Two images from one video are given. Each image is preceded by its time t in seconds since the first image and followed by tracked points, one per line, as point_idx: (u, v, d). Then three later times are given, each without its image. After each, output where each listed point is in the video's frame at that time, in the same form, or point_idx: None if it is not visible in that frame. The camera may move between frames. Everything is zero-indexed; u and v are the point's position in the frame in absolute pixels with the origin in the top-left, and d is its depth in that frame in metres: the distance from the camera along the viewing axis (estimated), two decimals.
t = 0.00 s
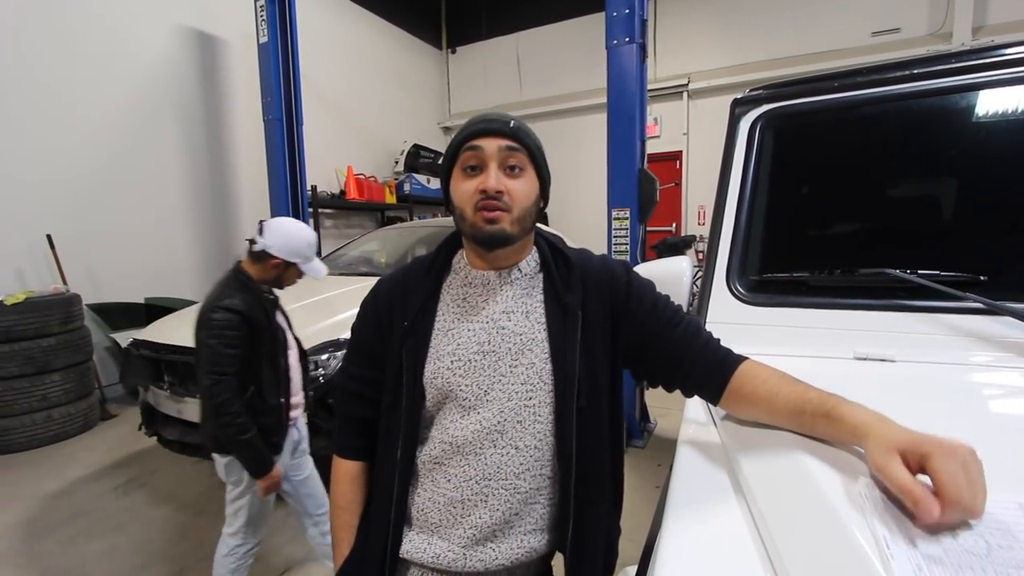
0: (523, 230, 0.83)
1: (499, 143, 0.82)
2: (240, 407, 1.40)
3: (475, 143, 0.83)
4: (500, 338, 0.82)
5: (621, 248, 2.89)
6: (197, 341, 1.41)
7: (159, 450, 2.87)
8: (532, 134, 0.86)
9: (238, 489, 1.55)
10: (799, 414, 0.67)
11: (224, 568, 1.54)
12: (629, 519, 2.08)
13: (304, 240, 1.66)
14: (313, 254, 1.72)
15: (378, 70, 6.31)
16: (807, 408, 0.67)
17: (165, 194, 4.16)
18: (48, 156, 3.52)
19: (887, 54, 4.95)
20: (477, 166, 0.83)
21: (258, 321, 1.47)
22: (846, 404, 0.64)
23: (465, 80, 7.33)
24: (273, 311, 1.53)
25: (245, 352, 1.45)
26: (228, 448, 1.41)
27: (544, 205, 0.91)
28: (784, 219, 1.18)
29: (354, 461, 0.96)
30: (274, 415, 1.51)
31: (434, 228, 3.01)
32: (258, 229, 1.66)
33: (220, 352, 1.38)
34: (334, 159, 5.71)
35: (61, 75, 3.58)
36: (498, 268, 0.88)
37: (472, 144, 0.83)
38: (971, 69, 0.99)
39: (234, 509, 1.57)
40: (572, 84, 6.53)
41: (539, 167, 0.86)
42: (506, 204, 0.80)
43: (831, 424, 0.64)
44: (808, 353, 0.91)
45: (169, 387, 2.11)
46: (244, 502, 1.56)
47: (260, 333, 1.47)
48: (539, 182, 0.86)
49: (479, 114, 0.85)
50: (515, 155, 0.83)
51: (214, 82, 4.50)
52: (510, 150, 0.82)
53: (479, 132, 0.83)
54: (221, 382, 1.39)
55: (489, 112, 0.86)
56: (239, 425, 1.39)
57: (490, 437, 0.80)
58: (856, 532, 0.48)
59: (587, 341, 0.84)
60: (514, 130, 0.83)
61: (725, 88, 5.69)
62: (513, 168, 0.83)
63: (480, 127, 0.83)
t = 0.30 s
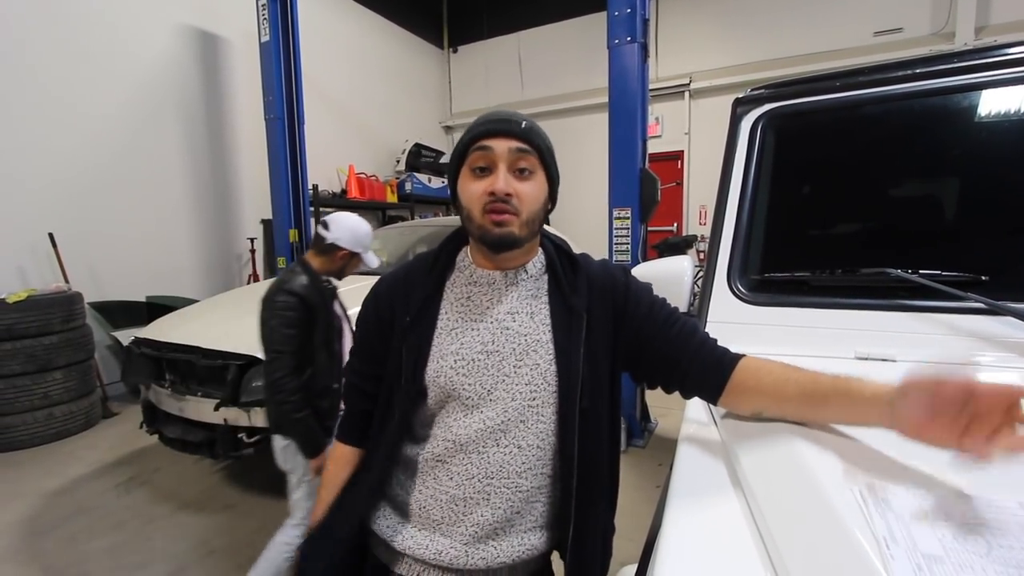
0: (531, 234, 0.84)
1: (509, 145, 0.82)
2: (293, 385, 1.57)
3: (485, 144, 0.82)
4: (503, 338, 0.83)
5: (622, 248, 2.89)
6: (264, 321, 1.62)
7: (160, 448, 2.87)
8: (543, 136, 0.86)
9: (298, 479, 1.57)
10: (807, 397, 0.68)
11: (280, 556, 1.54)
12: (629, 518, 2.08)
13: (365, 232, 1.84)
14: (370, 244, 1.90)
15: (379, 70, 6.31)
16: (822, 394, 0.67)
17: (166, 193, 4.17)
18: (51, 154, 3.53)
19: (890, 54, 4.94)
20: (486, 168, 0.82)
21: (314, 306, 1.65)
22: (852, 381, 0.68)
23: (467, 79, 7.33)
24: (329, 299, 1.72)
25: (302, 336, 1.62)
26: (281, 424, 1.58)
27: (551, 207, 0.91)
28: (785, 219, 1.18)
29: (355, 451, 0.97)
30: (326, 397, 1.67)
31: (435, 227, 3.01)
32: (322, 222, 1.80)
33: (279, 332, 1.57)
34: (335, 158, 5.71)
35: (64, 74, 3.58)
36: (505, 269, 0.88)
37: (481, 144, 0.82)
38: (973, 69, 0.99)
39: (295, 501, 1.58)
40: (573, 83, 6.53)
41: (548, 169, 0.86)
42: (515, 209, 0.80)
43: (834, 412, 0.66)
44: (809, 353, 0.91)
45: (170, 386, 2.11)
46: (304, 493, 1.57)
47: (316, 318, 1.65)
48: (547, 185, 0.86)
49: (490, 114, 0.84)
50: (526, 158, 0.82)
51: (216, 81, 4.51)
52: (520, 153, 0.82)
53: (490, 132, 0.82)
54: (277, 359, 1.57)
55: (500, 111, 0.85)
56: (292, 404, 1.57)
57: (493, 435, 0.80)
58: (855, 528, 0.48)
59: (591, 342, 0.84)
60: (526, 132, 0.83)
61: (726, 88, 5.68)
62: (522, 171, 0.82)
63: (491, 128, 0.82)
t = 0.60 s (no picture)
0: (522, 224, 0.83)
1: (481, 144, 0.82)
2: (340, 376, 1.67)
3: (459, 150, 0.84)
4: (505, 338, 0.83)
5: (624, 248, 2.89)
6: (306, 318, 1.72)
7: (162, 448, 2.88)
8: (514, 127, 0.86)
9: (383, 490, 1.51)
10: (808, 381, 0.70)
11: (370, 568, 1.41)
12: (631, 519, 2.08)
13: (395, 226, 2.06)
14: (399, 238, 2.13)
15: (381, 70, 6.32)
16: (824, 378, 0.70)
17: (168, 193, 4.17)
18: (53, 154, 3.54)
19: (892, 54, 4.93)
20: (465, 172, 0.84)
21: (352, 300, 1.77)
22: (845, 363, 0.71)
23: (469, 79, 7.33)
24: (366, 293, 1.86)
25: (343, 330, 1.73)
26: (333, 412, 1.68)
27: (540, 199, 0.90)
28: (786, 219, 1.19)
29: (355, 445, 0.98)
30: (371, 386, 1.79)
31: (436, 227, 3.01)
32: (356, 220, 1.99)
33: (322, 327, 1.68)
34: (337, 158, 5.72)
35: (66, 74, 3.59)
36: (502, 269, 0.88)
37: (456, 152, 0.84)
38: (975, 68, 0.98)
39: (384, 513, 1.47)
40: (575, 83, 6.53)
41: (527, 159, 0.85)
42: (500, 203, 0.80)
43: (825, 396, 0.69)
44: (811, 352, 0.91)
45: (172, 385, 2.12)
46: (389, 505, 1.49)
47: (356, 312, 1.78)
48: (530, 175, 0.85)
49: (459, 121, 0.86)
50: (501, 152, 0.82)
51: (218, 81, 4.52)
52: (493, 149, 0.82)
53: (462, 138, 0.84)
54: (323, 353, 1.68)
55: (467, 116, 0.87)
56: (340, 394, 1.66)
57: (496, 434, 0.81)
58: (857, 526, 0.48)
59: (593, 342, 0.84)
60: (493, 129, 0.83)
61: (728, 88, 5.68)
62: (500, 166, 0.82)
63: (461, 134, 0.84)
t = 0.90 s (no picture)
0: (521, 237, 0.83)
1: (487, 158, 0.80)
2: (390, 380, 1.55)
3: (461, 160, 0.82)
4: (504, 342, 0.83)
5: (625, 247, 2.88)
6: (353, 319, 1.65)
7: (164, 446, 2.88)
8: (521, 137, 0.84)
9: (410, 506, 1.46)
10: (810, 385, 0.70)
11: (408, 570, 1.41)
12: (632, 518, 2.08)
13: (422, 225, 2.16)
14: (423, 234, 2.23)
15: (383, 69, 6.33)
16: (824, 382, 0.69)
17: (170, 192, 4.18)
18: (56, 153, 3.55)
19: (895, 53, 4.93)
20: (467, 183, 0.82)
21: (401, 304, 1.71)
22: (846, 364, 0.71)
23: (471, 79, 7.33)
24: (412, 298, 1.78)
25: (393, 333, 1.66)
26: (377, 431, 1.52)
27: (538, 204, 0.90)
28: (788, 219, 1.18)
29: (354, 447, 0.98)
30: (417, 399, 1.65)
31: (438, 227, 3.01)
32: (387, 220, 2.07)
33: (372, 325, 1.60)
34: (339, 157, 5.72)
35: (69, 73, 3.60)
36: (497, 274, 0.87)
37: (459, 160, 0.82)
38: (978, 68, 0.98)
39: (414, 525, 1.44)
40: (577, 83, 6.52)
41: (529, 171, 0.84)
42: (503, 218, 0.80)
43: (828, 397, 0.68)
44: (814, 353, 0.90)
45: (175, 383, 2.12)
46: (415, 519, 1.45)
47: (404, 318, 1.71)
48: (531, 187, 0.85)
49: (463, 123, 0.81)
50: (507, 167, 0.81)
51: (220, 80, 4.53)
52: (499, 164, 0.81)
53: (466, 147, 0.81)
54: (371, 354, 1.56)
55: (471, 117, 0.82)
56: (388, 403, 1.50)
57: (496, 438, 0.80)
58: (858, 525, 0.48)
59: (591, 344, 0.84)
60: (503, 140, 0.80)
61: (730, 88, 5.68)
62: (504, 180, 0.81)
63: (465, 142, 0.81)
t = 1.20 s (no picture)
0: (534, 245, 0.83)
1: (519, 159, 0.80)
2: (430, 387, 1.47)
3: (491, 153, 0.80)
4: (506, 347, 0.83)
5: (627, 247, 2.88)
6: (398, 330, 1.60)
7: (166, 446, 2.89)
8: (553, 144, 0.84)
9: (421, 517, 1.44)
10: (821, 397, 0.69)
11: None
12: (634, 518, 2.08)
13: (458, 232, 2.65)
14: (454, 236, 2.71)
15: (384, 70, 6.34)
16: (834, 392, 0.68)
17: (172, 193, 4.19)
18: (59, 154, 3.56)
19: (896, 53, 4.91)
20: (492, 178, 0.81)
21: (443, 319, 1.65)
22: (856, 378, 0.69)
23: (472, 79, 7.34)
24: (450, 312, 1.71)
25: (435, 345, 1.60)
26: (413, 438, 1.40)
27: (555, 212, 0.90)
28: (789, 219, 1.18)
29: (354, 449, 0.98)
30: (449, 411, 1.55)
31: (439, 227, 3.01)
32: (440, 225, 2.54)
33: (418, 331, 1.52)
34: (340, 158, 5.73)
35: (71, 75, 3.61)
36: (506, 275, 0.87)
37: (490, 154, 0.80)
38: (977, 67, 0.97)
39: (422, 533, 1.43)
40: (578, 83, 6.53)
41: (554, 179, 0.85)
42: (522, 222, 0.80)
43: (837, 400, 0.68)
44: (816, 353, 0.91)
45: (177, 384, 2.13)
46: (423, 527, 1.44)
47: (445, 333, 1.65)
48: (553, 195, 0.85)
49: (501, 119, 0.81)
50: (536, 171, 0.81)
51: (221, 82, 4.54)
52: (529, 167, 0.80)
53: (502, 142, 0.80)
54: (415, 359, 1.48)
55: (511, 114, 0.81)
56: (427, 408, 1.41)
57: (498, 442, 0.81)
58: (859, 524, 0.48)
59: (594, 349, 0.84)
60: (537, 144, 0.81)
61: (731, 88, 5.67)
62: (530, 184, 0.81)
63: (501, 136, 0.80)
